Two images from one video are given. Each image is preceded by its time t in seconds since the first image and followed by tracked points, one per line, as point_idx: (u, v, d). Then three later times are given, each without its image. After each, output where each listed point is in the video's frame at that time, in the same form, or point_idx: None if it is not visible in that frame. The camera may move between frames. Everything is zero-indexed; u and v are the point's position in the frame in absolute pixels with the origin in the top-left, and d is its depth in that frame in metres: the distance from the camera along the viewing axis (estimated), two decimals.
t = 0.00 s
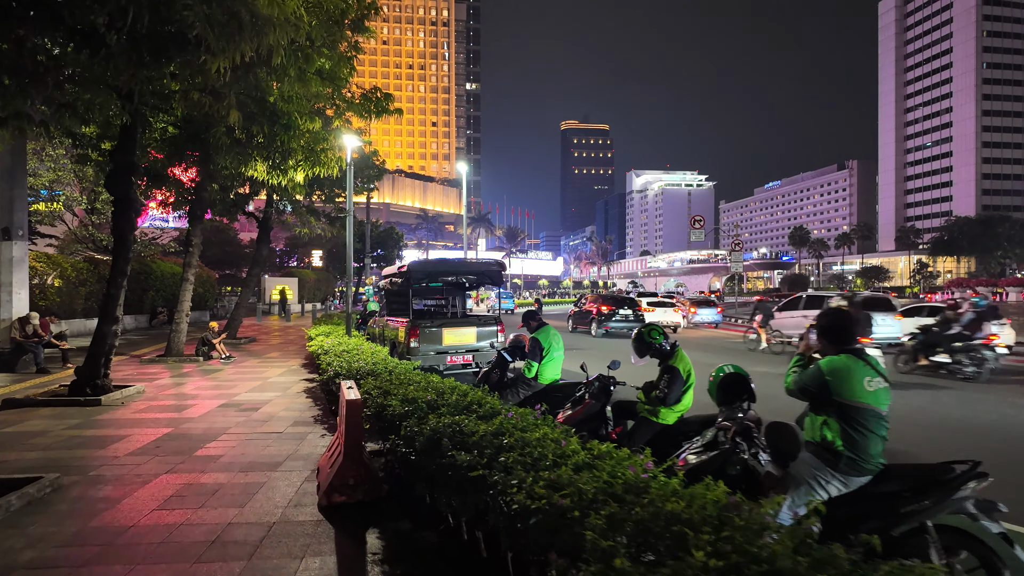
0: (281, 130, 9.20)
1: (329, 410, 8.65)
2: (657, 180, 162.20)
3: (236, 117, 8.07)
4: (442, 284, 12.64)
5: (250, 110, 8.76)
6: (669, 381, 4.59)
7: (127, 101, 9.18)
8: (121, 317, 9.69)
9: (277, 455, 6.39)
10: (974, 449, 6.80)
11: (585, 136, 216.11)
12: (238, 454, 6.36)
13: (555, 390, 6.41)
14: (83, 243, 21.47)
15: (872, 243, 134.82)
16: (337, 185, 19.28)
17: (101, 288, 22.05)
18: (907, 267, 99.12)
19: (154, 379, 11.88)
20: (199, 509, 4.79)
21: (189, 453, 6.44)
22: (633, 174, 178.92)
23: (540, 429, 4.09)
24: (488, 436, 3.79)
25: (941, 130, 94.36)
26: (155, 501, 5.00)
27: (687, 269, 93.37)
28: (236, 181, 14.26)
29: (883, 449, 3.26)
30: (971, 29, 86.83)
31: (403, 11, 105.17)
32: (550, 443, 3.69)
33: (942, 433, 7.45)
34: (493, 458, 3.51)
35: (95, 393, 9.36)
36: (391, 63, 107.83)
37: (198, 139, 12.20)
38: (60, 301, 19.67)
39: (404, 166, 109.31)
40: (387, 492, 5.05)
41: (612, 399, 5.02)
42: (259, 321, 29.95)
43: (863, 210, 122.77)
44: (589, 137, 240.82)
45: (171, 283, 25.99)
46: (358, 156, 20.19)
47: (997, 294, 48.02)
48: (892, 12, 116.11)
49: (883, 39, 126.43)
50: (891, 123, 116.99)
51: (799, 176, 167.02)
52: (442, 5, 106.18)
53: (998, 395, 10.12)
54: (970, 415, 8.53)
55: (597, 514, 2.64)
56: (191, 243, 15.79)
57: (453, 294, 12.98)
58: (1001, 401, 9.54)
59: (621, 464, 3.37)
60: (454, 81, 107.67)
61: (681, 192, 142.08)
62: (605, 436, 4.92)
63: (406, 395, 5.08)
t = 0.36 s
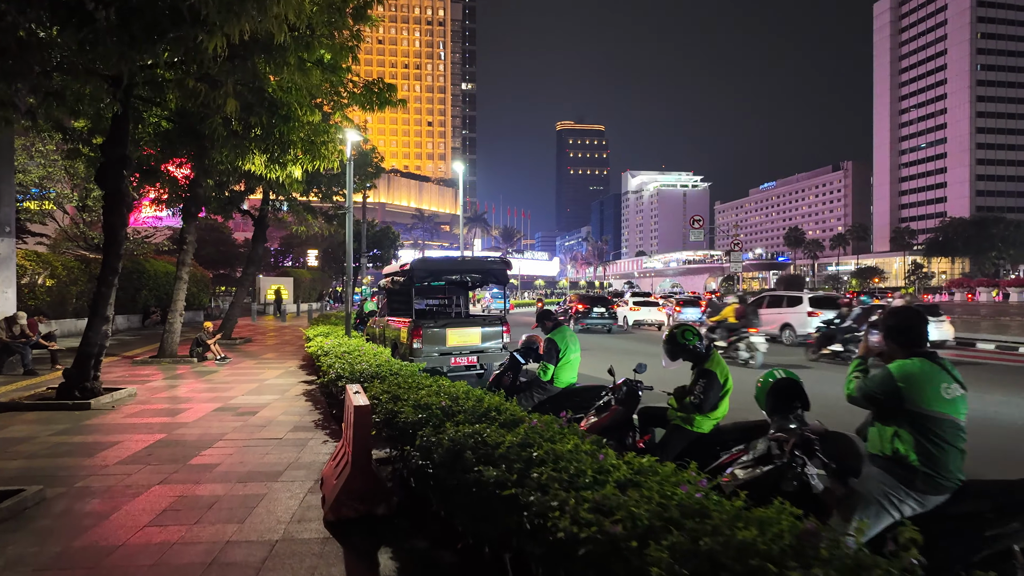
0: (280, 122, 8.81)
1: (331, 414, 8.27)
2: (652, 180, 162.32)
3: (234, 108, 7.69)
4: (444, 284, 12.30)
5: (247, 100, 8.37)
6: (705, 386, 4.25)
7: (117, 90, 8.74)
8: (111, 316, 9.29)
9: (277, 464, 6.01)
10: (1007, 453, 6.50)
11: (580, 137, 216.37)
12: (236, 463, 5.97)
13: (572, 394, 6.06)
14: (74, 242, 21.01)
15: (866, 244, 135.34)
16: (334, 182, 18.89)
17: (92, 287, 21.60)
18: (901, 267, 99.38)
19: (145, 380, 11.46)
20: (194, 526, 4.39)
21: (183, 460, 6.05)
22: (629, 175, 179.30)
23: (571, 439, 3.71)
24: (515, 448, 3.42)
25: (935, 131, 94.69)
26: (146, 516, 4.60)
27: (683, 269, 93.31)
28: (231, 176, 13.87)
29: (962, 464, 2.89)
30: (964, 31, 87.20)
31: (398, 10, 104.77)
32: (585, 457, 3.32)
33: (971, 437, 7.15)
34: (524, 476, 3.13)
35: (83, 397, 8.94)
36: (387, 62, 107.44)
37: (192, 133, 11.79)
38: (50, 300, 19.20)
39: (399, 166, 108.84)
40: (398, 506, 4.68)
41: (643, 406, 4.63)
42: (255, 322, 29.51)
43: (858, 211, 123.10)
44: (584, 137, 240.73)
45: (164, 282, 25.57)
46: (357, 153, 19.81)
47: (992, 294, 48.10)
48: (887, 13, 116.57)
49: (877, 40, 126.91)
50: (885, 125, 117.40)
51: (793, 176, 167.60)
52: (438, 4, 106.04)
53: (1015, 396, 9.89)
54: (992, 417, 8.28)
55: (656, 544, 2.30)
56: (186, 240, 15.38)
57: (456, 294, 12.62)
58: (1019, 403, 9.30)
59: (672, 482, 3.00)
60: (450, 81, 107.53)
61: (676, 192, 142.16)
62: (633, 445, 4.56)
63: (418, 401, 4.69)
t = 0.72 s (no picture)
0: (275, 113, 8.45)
1: (328, 419, 7.89)
2: (647, 180, 162.39)
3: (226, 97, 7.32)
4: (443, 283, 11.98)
5: (239, 89, 8.00)
6: (740, 393, 3.91)
7: (105, 78, 8.35)
8: (98, 317, 8.89)
9: (273, 473, 5.63)
10: None
11: (574, 137, 216.28)
12: (228, 473, 5.58)
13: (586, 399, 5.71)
14: (62, 240, 20.53)
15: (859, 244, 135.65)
16: (329, 179, 18.50)
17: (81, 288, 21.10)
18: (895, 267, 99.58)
19: (133, 383, 11.05)
20: (183, 547, 4.00)
21: (172, 470, 5.68)
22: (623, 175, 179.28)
23: (599, 452, 3.37)
24: (540, 463, 3.07)
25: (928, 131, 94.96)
26: (130, 534, 4.21)
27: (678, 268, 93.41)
28: (224, 172, 13.47)
29: None
30: (957, 31, 87.50)
31: (392, 9, 104.25)
32: (620, 474, 2.96)
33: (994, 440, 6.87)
34: (555, 497, 2.77)
35: (67, 402, 8.53)
36: (381, 61, 106.87)
37: (183, 127, 11.39)
38: (36, 300, 18.71)
39: (393, 165, 108.32)
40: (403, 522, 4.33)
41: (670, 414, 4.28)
42: (247, 322, 29.04)
43: (852, 211, 123.38)
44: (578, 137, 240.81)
45: (155, 282, 25.09)
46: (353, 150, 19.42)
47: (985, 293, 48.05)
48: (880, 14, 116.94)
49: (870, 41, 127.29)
50: (879, 125, 117.72)
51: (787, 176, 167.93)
52: (432, 3, 105.65)
53: None
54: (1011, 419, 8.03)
55: None
56: (176, 239, 14.95)
57: (456, 293, 12.27)
58: None
59: (723, 504, 2.65)
60: (444, 80, 107.13)
61: (671, 192, 142.13)
62: (658, 455, 4.22)
63: (426, 408, 4.33)
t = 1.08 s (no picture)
0: (274, 106, 8.05)
1: (330, 428, 7.49)
2: (647, 179, 161.92)
3: (223, 88, 6.93)
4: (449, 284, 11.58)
5: (234, 82, 7.58)
6: (791, 409, 3.57)
7: (94, 68, 7.96)
8: (89, 321, 8.50)
9: (273, 492, 5.23)
10: None
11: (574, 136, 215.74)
12: (224, 492, 5.17)
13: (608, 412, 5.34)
14: (58, 240, 20.15)
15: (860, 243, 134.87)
16: (328, 178, 18.10)
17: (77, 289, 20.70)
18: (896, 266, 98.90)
19: (126, 389, 10.65)
20: None
21: (163, 487, 5.28)
22: (623, 175, 178.74)
23: (644, 483, 2.96)
24: (578, 495, 2.68)
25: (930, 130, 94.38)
26: (115, 565, 3.82)
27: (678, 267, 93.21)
28: (221, 170, 13.06)
29: None
30: (958, 30, 86.96)
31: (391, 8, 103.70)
32: (673, 510, 2.57)
33: None
34: (600, 539, 2.38)
35: (57, 410, 8.13)
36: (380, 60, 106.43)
37: (179, 123, 11.00)
38: (31, 302, 18.33)
39: (393, 164, 107.96)
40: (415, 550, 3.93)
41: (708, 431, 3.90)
42: (245, 323, 28.65)
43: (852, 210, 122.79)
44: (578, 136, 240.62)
45: (152, 282, 24.69)
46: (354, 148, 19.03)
47: (993, 294, 47.02)
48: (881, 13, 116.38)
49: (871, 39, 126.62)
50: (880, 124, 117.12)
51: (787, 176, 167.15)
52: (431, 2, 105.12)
53: None
54: None
55: None
56: (172, 238, 14.54)
57: (461, 295, 11.91)
58: None
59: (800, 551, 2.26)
60: (443, 79, 106.56)
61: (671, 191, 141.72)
62: (696, 476, 3.85)
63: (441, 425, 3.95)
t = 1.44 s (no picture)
0: (280, 93, 7.71)
1: (339, 431, 7.16)
2: (648, 180, 161.78)
3: (226, 72, 6.59)
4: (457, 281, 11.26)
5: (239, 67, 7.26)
6: (859, 415, 3.20)
7: (93, 53, 7.64)
8: (86, 318, 8.15)
9: (281, 500, 4.88)
10: None
11: (575, 137, 215.71)
12: (229, 501, 4.82)
13: (639, 416, 4.98)
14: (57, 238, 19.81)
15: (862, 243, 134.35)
16: (333, 176, 17.77)
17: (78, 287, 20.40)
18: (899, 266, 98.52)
19: (126, 389, 10.31)
20: None
21: (161, 496, 4.89)
22: (625, 175, 178.35)
23: (709, 500, 2.59)
24: (640, 515, 2.32)
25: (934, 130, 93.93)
26: None
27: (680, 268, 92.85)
28: (224, 164, 12.72)
29: None
30: (961, 30, 86.70)
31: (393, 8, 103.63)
32: (756, 533, 2.22)
33: None
34: (675, 568, 2.03)
35: (52, 411, 7.77)
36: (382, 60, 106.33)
37: (181, 115, 10.70)
38: (30, 300, 17.98)
39: (394, 165, 107.74)
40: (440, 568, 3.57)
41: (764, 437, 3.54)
42: (247, 323, 28.33)
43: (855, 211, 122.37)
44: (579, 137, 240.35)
45: (153, 281, 24.39)
46: (358, 145, 18.72)
47: (998, 293, 46.66)
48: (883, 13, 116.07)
49: (873, 39, 126.17)
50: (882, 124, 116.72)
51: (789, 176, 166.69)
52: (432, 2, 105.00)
53: None
54: None
55: None
56: (173, 235, 14.20)
57: (470, 294, 11.55)
58: None
59: None
60: (445, 79, 106.54)
61: (672, 192, 141.43)
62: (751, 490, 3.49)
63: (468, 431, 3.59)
